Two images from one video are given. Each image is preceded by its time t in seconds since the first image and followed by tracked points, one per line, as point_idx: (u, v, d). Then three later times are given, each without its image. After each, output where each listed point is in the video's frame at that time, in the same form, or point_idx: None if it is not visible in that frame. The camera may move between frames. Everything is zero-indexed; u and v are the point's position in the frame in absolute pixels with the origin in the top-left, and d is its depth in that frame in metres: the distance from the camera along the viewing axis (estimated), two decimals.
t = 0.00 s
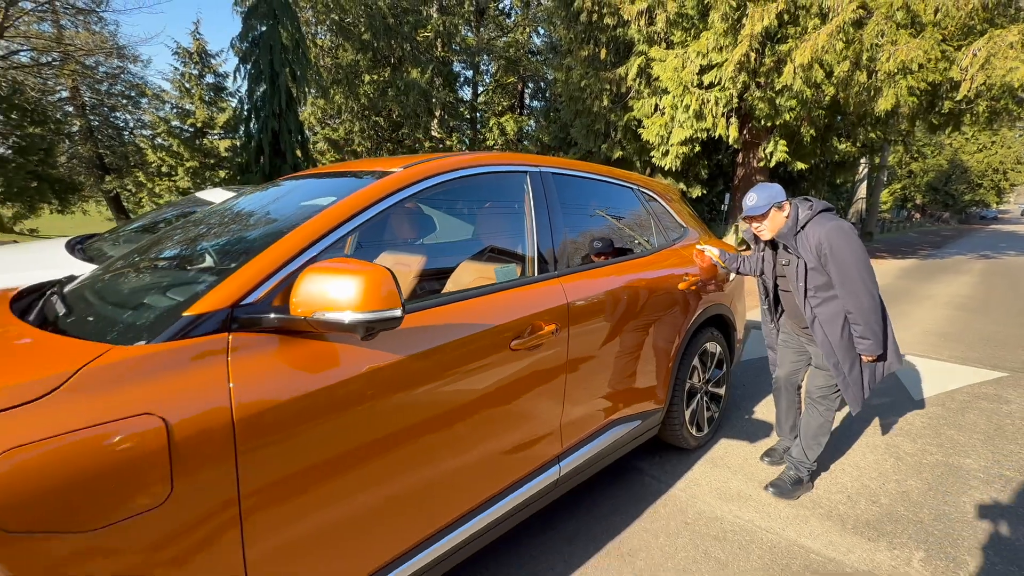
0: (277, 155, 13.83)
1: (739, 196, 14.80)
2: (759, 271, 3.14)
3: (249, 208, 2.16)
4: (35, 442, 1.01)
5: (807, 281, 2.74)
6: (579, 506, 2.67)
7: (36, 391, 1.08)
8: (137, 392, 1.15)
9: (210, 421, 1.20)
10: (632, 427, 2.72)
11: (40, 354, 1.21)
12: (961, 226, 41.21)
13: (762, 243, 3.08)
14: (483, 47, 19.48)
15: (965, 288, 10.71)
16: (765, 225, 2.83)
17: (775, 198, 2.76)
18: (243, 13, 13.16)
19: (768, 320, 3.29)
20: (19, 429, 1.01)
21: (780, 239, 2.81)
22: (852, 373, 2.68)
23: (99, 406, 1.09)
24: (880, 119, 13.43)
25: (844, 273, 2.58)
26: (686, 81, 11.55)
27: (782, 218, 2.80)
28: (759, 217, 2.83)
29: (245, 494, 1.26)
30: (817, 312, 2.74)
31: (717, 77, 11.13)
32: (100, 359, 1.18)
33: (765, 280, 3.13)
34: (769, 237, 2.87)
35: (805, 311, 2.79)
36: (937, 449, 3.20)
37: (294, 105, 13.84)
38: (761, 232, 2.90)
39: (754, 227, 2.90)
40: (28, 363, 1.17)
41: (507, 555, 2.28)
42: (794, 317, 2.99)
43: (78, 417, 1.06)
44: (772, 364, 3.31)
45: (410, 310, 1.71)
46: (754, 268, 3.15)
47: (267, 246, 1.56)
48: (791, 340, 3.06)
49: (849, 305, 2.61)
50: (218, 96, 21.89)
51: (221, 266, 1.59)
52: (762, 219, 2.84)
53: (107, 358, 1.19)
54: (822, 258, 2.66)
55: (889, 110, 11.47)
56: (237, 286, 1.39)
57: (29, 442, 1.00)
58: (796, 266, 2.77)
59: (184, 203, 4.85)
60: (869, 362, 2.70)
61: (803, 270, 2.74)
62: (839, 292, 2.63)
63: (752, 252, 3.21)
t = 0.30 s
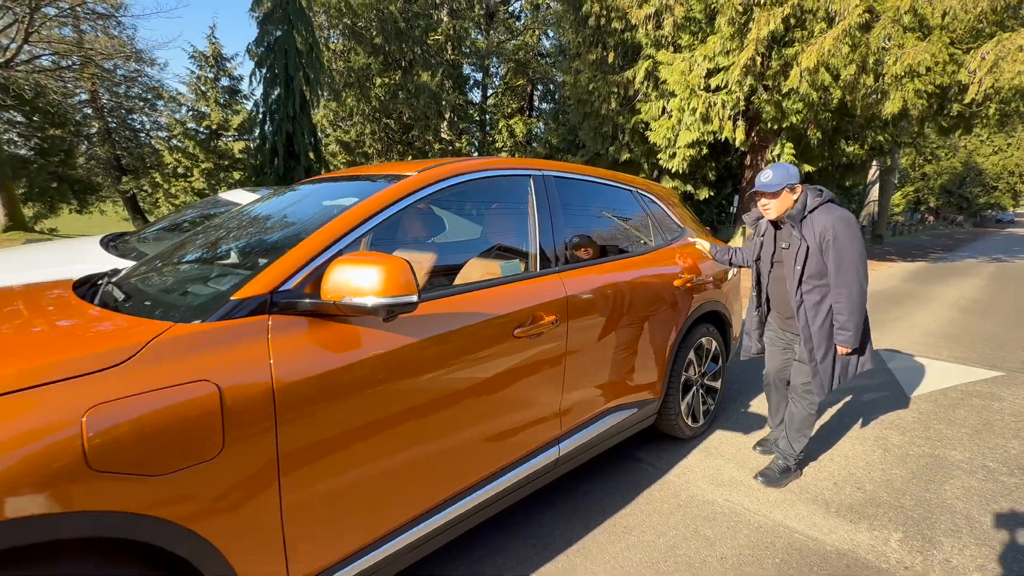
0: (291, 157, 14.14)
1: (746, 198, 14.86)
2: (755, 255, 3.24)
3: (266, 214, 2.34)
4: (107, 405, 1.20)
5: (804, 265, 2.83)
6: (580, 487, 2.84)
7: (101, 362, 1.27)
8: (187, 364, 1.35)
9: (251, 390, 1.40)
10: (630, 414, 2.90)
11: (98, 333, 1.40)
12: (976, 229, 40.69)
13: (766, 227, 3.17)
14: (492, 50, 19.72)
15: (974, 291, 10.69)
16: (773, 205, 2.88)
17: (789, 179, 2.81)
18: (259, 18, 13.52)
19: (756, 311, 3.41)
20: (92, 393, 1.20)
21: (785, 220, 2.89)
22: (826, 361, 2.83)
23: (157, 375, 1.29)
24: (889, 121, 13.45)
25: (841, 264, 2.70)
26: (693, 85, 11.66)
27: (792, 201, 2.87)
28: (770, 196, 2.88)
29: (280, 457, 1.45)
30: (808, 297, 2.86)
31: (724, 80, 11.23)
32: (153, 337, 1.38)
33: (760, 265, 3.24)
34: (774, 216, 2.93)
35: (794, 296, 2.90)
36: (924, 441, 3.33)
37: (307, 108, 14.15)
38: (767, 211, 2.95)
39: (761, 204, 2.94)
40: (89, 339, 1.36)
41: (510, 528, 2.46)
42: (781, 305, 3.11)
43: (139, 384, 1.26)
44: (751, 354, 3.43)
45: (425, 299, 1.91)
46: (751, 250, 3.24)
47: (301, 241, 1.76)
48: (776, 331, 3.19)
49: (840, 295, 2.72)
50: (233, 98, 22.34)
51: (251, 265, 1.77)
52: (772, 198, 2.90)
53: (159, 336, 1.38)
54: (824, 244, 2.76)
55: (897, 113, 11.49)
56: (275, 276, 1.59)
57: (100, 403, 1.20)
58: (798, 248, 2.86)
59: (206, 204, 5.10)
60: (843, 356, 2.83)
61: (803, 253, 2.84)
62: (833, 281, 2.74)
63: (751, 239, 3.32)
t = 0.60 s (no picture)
0: (306, 158, 14.43)
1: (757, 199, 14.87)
2: (753, 244, 3.20)
3: (286, 220, 2.51)
4: (115, 405, 1.29)
5: (813, 258, 2.80)
6: (585, 476, 2.99)
7: (129, 355, 1.39)
8: (198, 361, 1.44)
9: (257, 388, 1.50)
10: (632, 407, 3.04)
11: (117, 330, 1.50)
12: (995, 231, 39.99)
13: (772, 218, 3.15)
14: (504, 52, 19.90)
15: (986, 294, 10.64)
16: (789, 194, 2.94)
17: (809, 170, 2.87)
18: (276, 23, 13.86)
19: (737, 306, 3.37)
20: (105, 391, 1.29)
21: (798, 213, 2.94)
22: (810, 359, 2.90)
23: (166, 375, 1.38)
24: (901, 123, 13.40)
25: (847, 264, 2.74)
26: (704, 87, 11.73)
27: (809, 194, 2.91)
28: (789, 184, 2.93)
29: (315, 435, 1.62)
30: (808, 292, 2.85)
31: (734, 82, 11.28)
32: (163, 337, 1.47)
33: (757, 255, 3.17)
34: (787, 207, 2.98)
35: (794, 288, 2.87)
36: (921, 438, 3.43)
37: (322, 110, 14.44)
38: (782, 200, 3.00)
39: (777, 193, 3.00)
40: (108, 336, 1.46)
41: (519, 511, 2.62)
42: (772, 299, 3.08)
43: (157, 379, 1.37)
44: (726, 347, 3.34)
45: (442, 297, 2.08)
46: (753, 238, 3.21)
47: (335, 240, 1.94)
48: (759, 325, 3.17)
49: (841, 295, 2.76)
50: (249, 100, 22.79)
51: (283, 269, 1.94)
52: (790, 187, 2.95)
53: (170, 336, 1.48)
54: (834, 241, 2.78)
55: (909, 114, 11.46)
56: (308, 276, 1.76)
57: (109, 403, 1.29)
58: (810, 239, 2.83)
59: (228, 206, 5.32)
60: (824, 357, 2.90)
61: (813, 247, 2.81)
62: (834, 278, 2.77)
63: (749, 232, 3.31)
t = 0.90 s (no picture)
0: (322, 159, 14.67)
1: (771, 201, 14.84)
2: (747, 250, 3.16)
3: (309, 227, 2.65)
4: (142, 406, 1.37)
5: (813, 263, 2.79)
6: (601, 471, 3.09)
7: (171, 352, 1.50)
8: (222, 362, 1.53)
9: (283, 386, 1.60)
10: (645, 405, 3.14)
11: (142, 333, 1.59)
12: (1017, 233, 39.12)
13: (767, 225, 3.12)
14: (517, 53, 20.03)
15: (1005, 296, 10.51)
16: (788, 198, 2.90)
17: (809, 173, 2.82)
18: (294, 27, 14.13)
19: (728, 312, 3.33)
20: (131, 393, 1.37)
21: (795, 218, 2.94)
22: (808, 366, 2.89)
23: (192, 376, 1.47)
24: (918, 123, 13.28)
25: (844, 270, 2.75)
26: (717, 88, 11.72)
27: (807, 199, 2.89)
28: (788, 188, 2.89)
29: (352, 423, 1.75)
30: (807, 297, 2.84)
31: (748, 84, 11.27)
32: (185, 340, 1.55)
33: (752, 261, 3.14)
34: (784, 210, 2.95)
35: (794, 294, 2.85)
36: (930, 439, 3.49)
37: (338, 112, 14.68)
38: (779, 202, 2.95)
39: (774, 195, 2.95)
40: (133, 338, 1.54)
41: (536, 502, 2.73)
42: (767, 306, 3.05)
43: (200, 373, 1.48)
44: (720, 355, 3.27)
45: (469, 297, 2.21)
46: (748, 244, 3.17)
47: (371, 243, 2.08)
48: (752, 331, 3.14)
49: (837, 302, 2.78)
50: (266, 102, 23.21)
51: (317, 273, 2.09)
52: (789, 190, 2.90)
53: (194, 339, 1.56)
54: (830, 247, 2.78)
55: (926, 115, 11.36)
56: (343, 278, 1.88)
57: (137, 404, 1.37)
58: (809, 245, 2.82)
59: (251, 209, 5.50)
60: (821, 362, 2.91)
61: (811, 252, 2.80)
62: (832, 284, 2.78)
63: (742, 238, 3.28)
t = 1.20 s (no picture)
0: (339, 156, 14.87)
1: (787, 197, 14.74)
2: (741, 251, 3.16)
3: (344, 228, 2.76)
4: (193, 393, 1.44)
5: (811, 259, 2.80)
6: (625, 459, 3.19)
7: (220, 342, 1.57)
8: (264, 351, 1.60)
9: (333, 370, 1.69)
10: (669, 396, 3.22)
11: (173, 327, 1.63)
12: None
13: (760, 226, 3.12)
14: (530, 49, 20.06)
15: None
16: (782, 199, 2.92)
17: (803, 173, 2.84)
18: (312, 25, 14.30)
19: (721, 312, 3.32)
20: (180, 381, 1.43)
21: (789, 218, 2.96)
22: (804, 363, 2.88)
23: (239, 363, 1.54)
24: (939, 118, 13.08)
25: (839, 266, 2.78)
26: (734, 83, 11.66)
27: (799, 198, 2.92)
28: (783, 189, 2.90)
29: (401, 405, 1.85)
30: (805, 293, 2.84)
31: (765, 79, 11.19)
32: (221, 331, 1.60)
33: (746, 261, 3.13)
34: (778, 212, 2.97)
35: (792, 291, 2.85)
36: (950, 432, 3.53)
37: (354, 109, 14.85)
38: (773, 204, 2.98)
39: (768, 197, 2.97)
40: (176, 329, 1.60)
41: (564, 486, 2.83)
42: (761, 304, 3.05)
43: (252, 361, 1.56)
44: (714, 355, 3.25)
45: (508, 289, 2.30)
46: (743, 244, 3.16)
47: (410, 238, 2.17)
48: (746, 331, 3.12)
49: (833, 297, 2.80)
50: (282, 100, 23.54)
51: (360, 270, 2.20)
52: (783, 192, 2.92)
53: (234, 330, 1.62)
54: (826, 244, 2.80)
55: (948, 109, 11.20)
56: (392, 269, 2.00)
57: (185, 390, 1.43)
58: (806, 242, 2.83)
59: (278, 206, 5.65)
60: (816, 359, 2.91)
61: (807, 249, 2.82)
62: (828, 280, 2.79)
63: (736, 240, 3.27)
